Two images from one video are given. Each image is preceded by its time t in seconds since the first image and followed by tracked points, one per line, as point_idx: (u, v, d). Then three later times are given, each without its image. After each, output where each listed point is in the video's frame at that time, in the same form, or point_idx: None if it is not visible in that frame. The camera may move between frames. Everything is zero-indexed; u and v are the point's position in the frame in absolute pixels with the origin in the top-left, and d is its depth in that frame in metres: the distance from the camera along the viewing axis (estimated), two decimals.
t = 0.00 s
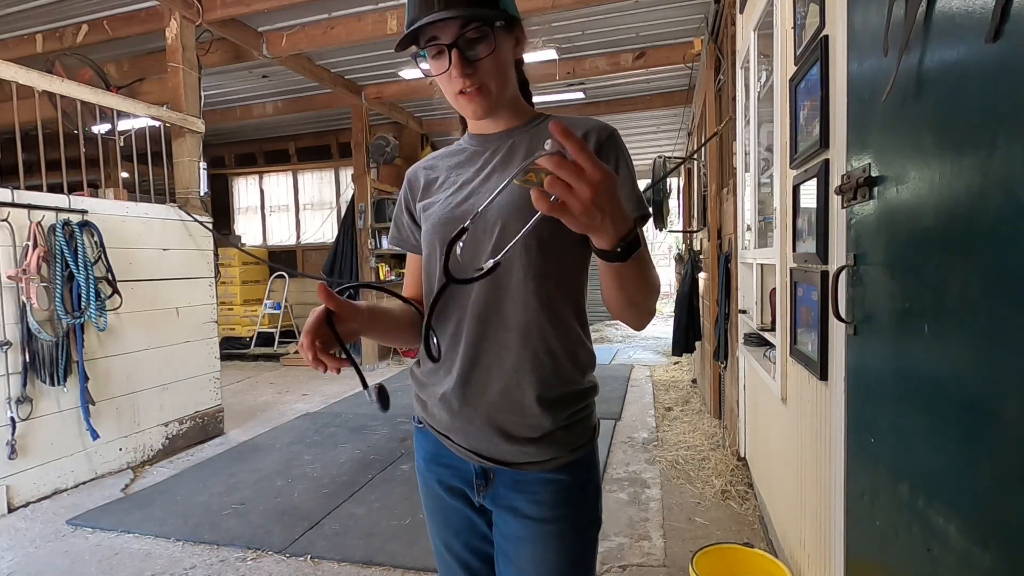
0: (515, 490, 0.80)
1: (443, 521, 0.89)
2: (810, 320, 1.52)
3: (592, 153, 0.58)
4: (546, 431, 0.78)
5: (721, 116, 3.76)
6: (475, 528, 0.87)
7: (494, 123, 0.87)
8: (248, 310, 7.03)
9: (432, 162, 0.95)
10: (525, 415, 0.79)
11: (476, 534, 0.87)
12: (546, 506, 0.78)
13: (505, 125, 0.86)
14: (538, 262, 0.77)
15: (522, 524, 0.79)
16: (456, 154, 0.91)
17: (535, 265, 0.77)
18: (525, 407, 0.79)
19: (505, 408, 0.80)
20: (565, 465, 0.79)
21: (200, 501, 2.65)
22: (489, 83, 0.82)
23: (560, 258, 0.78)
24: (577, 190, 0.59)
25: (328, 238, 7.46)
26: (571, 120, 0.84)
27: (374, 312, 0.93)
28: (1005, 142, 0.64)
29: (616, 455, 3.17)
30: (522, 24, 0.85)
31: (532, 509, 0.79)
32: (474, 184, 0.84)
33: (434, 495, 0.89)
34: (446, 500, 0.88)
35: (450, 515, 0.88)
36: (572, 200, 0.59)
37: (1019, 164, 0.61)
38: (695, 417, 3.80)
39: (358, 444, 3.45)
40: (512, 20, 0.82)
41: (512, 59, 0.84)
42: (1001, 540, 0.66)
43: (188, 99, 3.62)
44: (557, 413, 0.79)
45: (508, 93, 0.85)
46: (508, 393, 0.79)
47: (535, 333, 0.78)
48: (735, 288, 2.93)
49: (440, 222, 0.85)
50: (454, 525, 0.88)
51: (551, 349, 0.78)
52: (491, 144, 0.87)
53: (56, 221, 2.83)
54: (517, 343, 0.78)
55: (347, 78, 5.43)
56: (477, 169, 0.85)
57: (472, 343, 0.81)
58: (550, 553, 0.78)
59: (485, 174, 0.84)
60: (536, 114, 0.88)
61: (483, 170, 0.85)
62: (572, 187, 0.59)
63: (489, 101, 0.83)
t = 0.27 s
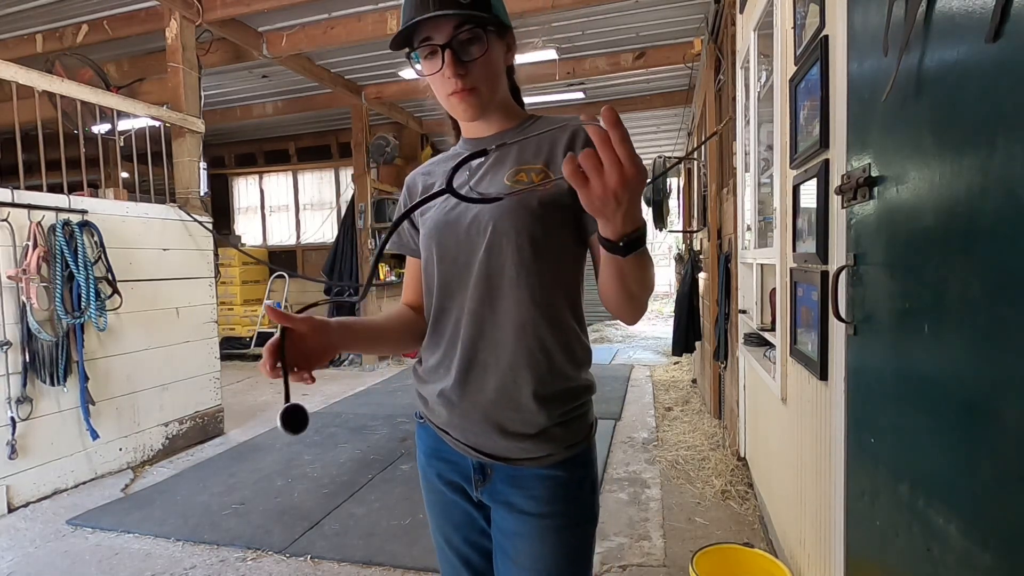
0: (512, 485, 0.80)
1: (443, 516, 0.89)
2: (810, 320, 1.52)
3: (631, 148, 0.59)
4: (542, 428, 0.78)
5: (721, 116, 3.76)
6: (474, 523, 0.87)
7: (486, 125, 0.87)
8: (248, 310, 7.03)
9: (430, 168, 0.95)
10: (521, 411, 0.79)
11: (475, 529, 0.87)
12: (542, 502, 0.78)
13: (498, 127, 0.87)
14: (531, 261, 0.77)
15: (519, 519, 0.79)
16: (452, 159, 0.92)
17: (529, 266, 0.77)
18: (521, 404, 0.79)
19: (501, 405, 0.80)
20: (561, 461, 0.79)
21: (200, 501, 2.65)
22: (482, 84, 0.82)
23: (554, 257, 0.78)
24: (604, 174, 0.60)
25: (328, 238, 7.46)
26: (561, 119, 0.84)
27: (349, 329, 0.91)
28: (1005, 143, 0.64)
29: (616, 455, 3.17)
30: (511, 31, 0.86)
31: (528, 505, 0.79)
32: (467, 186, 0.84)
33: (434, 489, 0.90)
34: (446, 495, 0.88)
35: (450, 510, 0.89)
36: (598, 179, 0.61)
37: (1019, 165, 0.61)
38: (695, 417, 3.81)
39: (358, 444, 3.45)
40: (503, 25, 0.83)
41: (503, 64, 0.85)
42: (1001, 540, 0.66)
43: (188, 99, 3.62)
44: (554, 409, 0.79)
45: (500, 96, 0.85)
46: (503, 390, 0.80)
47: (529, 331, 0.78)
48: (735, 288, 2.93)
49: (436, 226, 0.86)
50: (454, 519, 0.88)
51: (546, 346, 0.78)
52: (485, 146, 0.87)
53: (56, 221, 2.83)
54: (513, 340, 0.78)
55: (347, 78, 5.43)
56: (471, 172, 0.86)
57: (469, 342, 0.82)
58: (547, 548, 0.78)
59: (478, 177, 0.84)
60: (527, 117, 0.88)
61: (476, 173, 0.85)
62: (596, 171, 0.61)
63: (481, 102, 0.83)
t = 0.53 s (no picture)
0: (507, 482, 0.80)
1: (443, 509, 0.90)
2: (811, 320, 1.52)
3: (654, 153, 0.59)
4: (537, 426, 0.79)
5: (721, 116, 3.76)
6: (473, 518, 0.88)
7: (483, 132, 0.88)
8: (248, 310, 7.03)
9: (433, 171, 0.95)
10: (516, 408, 0.79)
11: (474, 524, 0.88)
12: (537, 499, 0.78)
13: (494, 133, 0.87)
14: (528, 264, 0.77)
15: (514, 515, 0.79)
16: (453, 162, 0.91)
17: (524, 267, 0.77)
18: (516, 401, 0.79)
19: (497, 402, 0.80)
20: (556, 458, 0.79)
21: (200, 501, 2.65)
22: (467, 97, 0.83)
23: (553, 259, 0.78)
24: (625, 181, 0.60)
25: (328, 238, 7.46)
26: (560, 122, 0.83)
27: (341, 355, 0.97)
28: (1005, 143, 0.64)
29: (616, 455, 3.17)
30: (502, 35, 0.84)
31: (524, 501, 0.79)
32: (466, 189, 0.84)
33: (434, 483, 0.91)
34: (445, 490, 0.89)
35: (448, 504, 0.89)
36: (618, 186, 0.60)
37: (1018, 164, 0.62)
38: (695, 417, 3.81)
39: (358, 444, 3.45)
40: (488, 32, 0.81)
41: (495, 69, 0.84)
42: (999, 539, 0.66)
43: (188, 99, 3.62)
44: (549, 407, 0.79)
45: (490, 103, 0.85)
46: (499, 388, 0.80)
47: (525, 330, 0.78)
48: (735, 288, 2.93)
49: (437, 229, 0.86)
50: (454, 514, 0.89)
51: (541, 346, 0.78)
52: (484, 149, 0.87)
53: (56, 221, 2.83)
54: (508, 338, 0.79)
55: (347, 78, 5.43)
56: (471, 175, 0.85)
57: (467, 340, 0.82)
58: (541, 545, 0.78)
59: (478, 179, 0.84)
60: (524, 120, 0.88)
61: (477, 176, 0.85)
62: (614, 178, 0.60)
63: (470, 113, 0.85)
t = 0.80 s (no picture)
0: (505, 476, 0.80)
1: (444, 503, 0.91)
2: (810, 321, 1.52)
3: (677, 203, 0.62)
4: (533, 422, 0.78)
5: (721, 116, 3.76)
6: (473, 512, 0.88)
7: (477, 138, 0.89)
8: (248, 310, 7.03)
9: (435, 173, 0.95)
10: (512, 405, 0.79)
11: (474, 518, 0.88)
12: (535, 492, 0.78)
13: (488, 138, 0.87)
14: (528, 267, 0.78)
15: (512, 509, 0.80)
16: (454, 164, 0.91)
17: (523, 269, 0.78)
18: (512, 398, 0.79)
19: (494, 399, 0.81)
20: (553, 453, 0.79)
21: (200, 501, 2.65)
22: (449, 111, 0.85)
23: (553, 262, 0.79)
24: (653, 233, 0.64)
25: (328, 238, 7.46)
26: (557, 124, 0.82)
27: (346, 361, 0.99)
28: (1005, 142, 0.64)
29: (616, 455, 3.17)
30: (480, 42, 0.83)
31: (521, 495, 0.79)
32: (467, 192, 0.84)
33: (436, 477, 0.91)
34: (446, 484, 0.89)
35: (449, 499, 0.90)
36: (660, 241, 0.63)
37: (1019, 163, 0.61)
38: (695, 417, 3.81)
39: (358, 444, 3.45)
40: (461, 43, 0.80)
41: (478, 77, 0.84)
42: (1000, 539, 0.66)
43: (188, 100, 3.62)
44: (546, 403, 0.79)
45: (477, 113, 0.86)
46: (496, 384, 0.80)
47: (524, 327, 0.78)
48: (735, 288, 2.93)
49: (438, 232, 0.86)
50: (454, 508, 0.89)
51: (539, 343, 0.79)
52: (483, 152, 0.86)
53: (56, 221, 2.83)
54: (505, 335, 0.79)
55: (347, 78, 5.43)
56: (471, 178, 0.85)
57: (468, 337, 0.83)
58: (539, 538, 0.78)
59: (477, 182, 0.84)
60: (519, 123, 0.87)
61: (477, 179, 0.85)
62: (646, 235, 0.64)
63: (456, 125, 0.87)
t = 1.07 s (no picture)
0: (512, 465, 0.81)
1: (448, 497, 0.90)
2: (810, 321, 1.52)
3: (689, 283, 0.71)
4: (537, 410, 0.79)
5: (721, 116, 3.76)
6: (477, 505, 0.88)
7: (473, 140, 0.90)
8: (248, 310, 7.03)
9: (432, 172, 0.95)
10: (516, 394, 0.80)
11: (478, 511, 0.88)
12: (541, 480, 0.79)
13: (483, 139, 0.87)
14: (527, 267, 0.78)
15: (517, 498, 0.80)
16: (451, 164, 0.91)
17: (523, 268, 0.78)
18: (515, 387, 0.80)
19: (497, 388, 0.81)
20: (557, 441, 0.79)
21: (200, 501, 2.65)
22: (443, 115, 0.85)
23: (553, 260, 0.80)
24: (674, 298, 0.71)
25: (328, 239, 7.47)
26: (552, 124, 0.83)
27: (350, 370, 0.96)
28: (1005, 143, 0.64)
29: (616, 455, 3.17)
30: (472, 45, 0.82)
31: (528, 484, 0.79)
32: (465, 193, 0.84)
33: (440, 471, 0.91)
34: (451, 477, 0.89)
35: (453, 493, 0.89)
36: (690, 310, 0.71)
37: (1019, 164, 0.62)
38: (695, 417, 3.81)
39: (358, 444, 3.45)
40: (453, 47, 0.81)
41: (470, 80, 0.84)
42: (1001, 538, 0.66)
43: (188, 100, 3.62)
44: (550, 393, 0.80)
45: (470, 116, 0.86)
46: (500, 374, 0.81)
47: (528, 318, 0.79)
48: (735, 288, 2.93)
49: (437, 232, 0.86)
50: (457, 502, 0.89)
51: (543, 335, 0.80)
52: (479, 152, 0.86)
53: (56, 221, 2.83)
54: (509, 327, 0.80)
55: (347, 78, 5.43)
56: (468, 178, 0.85)
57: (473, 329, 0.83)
58: (547, 526, 0.78)
59: (475, 182, 0.84)
60: (513, 124, 0.87)
61: (474, 180, 0.85)
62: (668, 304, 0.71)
63: (451, 128, 0.87)
